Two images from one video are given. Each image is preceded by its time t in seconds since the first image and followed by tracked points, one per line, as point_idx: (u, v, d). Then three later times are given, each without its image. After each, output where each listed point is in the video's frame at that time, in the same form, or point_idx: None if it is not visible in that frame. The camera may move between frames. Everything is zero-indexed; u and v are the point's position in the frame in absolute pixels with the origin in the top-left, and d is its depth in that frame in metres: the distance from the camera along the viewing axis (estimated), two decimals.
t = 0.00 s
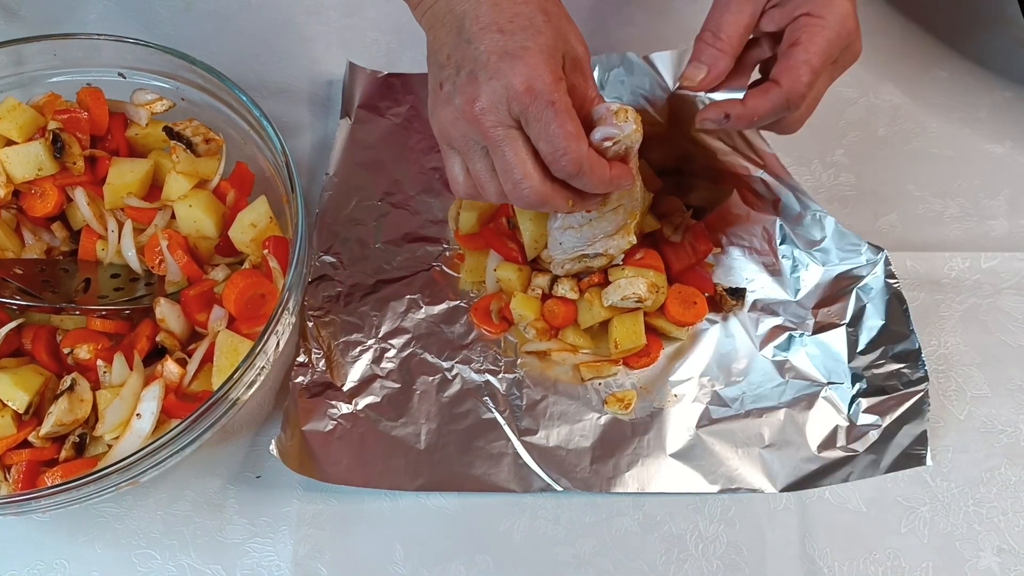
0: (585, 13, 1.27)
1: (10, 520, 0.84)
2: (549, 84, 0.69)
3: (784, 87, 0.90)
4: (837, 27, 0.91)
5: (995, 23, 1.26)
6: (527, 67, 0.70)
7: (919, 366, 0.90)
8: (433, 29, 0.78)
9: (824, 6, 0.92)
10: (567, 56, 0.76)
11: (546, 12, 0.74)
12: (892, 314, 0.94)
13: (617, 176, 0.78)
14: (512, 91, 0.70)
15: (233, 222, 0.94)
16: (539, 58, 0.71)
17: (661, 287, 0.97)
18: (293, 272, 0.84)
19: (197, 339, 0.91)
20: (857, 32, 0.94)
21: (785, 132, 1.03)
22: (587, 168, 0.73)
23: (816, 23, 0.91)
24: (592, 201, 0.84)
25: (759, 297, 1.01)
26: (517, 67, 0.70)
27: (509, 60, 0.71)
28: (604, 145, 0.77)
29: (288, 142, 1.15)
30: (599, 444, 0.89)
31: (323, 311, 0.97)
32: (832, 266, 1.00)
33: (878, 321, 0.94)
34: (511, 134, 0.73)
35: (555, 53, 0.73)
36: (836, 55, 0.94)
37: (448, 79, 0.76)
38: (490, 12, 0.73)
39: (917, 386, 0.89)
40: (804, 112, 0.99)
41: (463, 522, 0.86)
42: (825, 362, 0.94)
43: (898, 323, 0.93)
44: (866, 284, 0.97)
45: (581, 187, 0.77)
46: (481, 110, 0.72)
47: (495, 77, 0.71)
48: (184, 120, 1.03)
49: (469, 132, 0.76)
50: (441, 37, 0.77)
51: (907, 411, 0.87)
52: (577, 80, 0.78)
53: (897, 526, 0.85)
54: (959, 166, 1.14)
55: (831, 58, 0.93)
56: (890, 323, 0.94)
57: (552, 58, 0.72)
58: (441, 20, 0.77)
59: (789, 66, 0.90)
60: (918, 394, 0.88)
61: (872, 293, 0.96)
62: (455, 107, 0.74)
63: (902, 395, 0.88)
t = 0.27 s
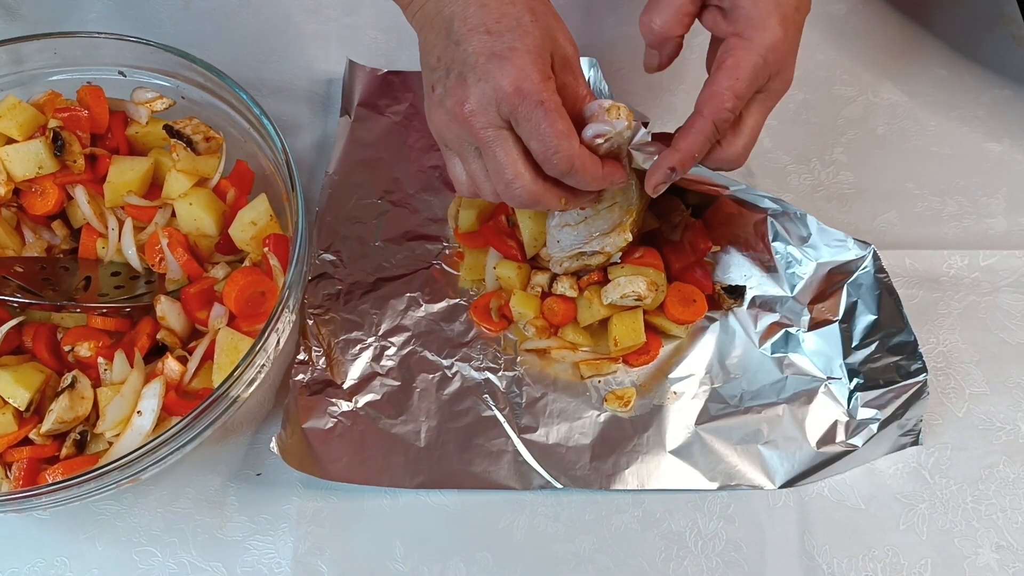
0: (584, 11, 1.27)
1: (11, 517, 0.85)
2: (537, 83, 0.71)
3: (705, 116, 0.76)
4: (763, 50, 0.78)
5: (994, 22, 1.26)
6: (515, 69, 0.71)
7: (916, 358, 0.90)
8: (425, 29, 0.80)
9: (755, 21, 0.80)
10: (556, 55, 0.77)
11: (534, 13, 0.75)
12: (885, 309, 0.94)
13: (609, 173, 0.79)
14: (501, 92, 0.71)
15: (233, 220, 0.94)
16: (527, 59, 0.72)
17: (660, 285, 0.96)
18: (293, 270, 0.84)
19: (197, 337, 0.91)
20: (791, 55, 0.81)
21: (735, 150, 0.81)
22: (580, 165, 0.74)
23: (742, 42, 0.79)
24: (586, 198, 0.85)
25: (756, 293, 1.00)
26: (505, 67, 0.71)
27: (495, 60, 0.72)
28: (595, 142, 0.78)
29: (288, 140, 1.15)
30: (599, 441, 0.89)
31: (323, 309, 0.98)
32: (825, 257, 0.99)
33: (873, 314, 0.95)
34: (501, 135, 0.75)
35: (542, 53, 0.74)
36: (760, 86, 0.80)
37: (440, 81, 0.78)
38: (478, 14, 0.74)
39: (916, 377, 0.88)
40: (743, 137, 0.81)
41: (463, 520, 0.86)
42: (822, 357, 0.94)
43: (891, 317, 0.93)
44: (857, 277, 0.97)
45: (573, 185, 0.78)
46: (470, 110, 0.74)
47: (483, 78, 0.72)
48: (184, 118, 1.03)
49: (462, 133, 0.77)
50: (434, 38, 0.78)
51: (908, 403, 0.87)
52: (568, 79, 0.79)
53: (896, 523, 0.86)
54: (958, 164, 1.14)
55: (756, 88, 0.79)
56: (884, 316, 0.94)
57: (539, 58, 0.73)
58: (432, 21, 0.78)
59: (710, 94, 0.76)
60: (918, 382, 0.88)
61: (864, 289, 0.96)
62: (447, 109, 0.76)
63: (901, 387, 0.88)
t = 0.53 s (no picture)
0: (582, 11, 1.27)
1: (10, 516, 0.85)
2: (526, 87, 0.70)
3: (741, 135, 0.78)
4: (775, 78, 0.81)
5: (992, 21, 1.26)
6: (504, 73, 0.71)
7: (913, 354, 0.91)
8: (416, 34, 0.80)
9: (759, 55, 0.82)
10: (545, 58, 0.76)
11: (522, 17, 0.74)
12: (881, 306, 0.95)
13: (605, 176, 0.78)
14: (491, 97, 0.71)
15: (232, 219, 0.94)
16: (516, 63, 0.71)
17: (659, 285, 0.97)
18: (291, 270, 0.84)
19: (196, 336, 0.91)
20: (795, 84, 0.85)
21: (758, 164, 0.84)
22: (575, 166, 0.74)
23: (752, 73, 0.81)
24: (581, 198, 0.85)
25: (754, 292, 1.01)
26: (494, 72, 0.71)
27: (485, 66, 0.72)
28: (590, 145, 0.77)
29: (286, 140, 1.15)
30: (596, 440, 0.89)
31: (322, 308, 0.98)
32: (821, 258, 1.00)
33: (869, 312, 0.95)
34: (493, 140, 0.75)
35: (532, 57, 0.73)
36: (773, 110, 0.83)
37: (430, 87, 0.77)
38: (467, 18, 0.74)
39: (914, 374, 0.89)
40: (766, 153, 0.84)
41: (461, 519, 0.86)
42: (820, 355, 0.94)
43: (888, 313, 0.95)
44: (851, 276, 0.98)
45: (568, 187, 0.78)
46: (461, 116, 0.74)
47: (473, 83, 0.72)
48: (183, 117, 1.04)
49: (454, 138, 0.77)
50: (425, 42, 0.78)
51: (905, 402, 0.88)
52: (559, 82, 0.78)
53: (893, 522, 0.86)
54: (956, 164, 1.14)
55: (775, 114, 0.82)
56: (880, 315, 0.95)
57: (529, 62, 0.72)
58: (422, 27, 0.78)
59: (741, 116, 0.78)
60: (915, 381, 0.88)
61: (861, 286, 0.97)
62: (437, 115, 0.76)
63: (899, 385, 0.89)
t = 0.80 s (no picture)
0: (581, 11, 1.27)
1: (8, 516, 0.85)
2: (521, 90, 0.70)
3: (695, 133, 0.76)
4: (759, 96, 0.79)
5: (990, 21, 1.26)
6: (499, 76, 0.71)
7: (910, 352, 0.90)
8: (410, 38, 0.80)
9: (745, 75, 0.81)
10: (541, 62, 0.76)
11: (516, 21, 0.74)
12: (876, 304, 0.95)
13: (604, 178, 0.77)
14: (485, 101, 0.71)
15: (230, 219, 0.94)
16: (510, 66, 0.71)
17: (657, 286, 0.97)
18: (291, 270, 0.84)
19: (195, 336, 0.91)
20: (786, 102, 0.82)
21: (723, 174, 0.80)
22: (572, 168, 0.73)
23: (737, 90, 0.79)
24: (581, 200, 0.86)
25: (752, 292, 1.00)
26: (488, 76, 0.71)
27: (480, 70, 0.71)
28: (586, 147, 0.77)
29: (285, 140, 1.15)
30: (595, 440, 0.89)
31: (320, 308, 0.98)
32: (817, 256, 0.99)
33: (866, 311, 0.95)
34: (489, 143, 0.75)
35: (526, 61, 0.73)
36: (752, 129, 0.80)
37: (426, 92, 0.78)
38: (461, 22, 0.74)
39: (911, 372, 0.88)
40: (734, 167, 0.80)
41: (459, 519, 0.86)
42: (817, 354, 0.94)
43: (883, 311, 0.94)
44: (847, 274, 0.97)
45: (566, 190, 0.78)
46: (457, 120, 0.74)
47: (468, 88, 0.72)
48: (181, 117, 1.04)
49: (450, 142, 0.77)
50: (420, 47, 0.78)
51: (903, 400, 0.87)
52: (555, 86, 0.79)
53: (892, 522, 0.86)
54: (954, 164, 1.14)
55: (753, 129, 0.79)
56: (877, 313, 0.94)
57: (523, 65, 0.72)
58: (416, 31, 0.78)
59: (706, 119, 0.76)
60: (913, 378, 0.88)
61: (855, 285, 0.97)
62: (433, 120, 0.76)
63: (897, 383, 0.88)
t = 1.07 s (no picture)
0: (579, 12, 1.27)
1: (7, 517, 0.85)
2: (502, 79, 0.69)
3: (675, 140, 0.77)
4: (743, 99, 0.79)
5: (989, 21, 1.26)
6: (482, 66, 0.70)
7: (906, 348, 0.91)
8: (398, 39, 0.81)
9: (732, 76, 0.81)
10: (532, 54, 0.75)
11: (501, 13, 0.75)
12: (871, 302, 0.95)
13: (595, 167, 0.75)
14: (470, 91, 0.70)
15: (229, 219, 0.94)
16: (494, 56, 0.71)
17: (657, 288, 0.96)
18: (291, 270, 0.84)
19: (194, 337, 0.91)
20: (774, 106, 0.83)
21: (714, 184, 0.80)
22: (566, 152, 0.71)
23: (722, 93, 0.80)
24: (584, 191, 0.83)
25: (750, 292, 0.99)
26: (474, 66, 0.70)
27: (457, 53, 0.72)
28: (595, 141, 0.75)
29: (284, 140, 1.15)
30: (594, 440, 0.89)
31: (319, 309, 0.98)
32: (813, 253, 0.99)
33: (862, 309, 0.95)
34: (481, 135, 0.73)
35: (513, 52, 0.73)
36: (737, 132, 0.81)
37: (417, 90, 0.78)
38: (446, 17, 0.74)
39: (909, 370, 0.89)
40: (725, 176, 0.80)
41: (459, 519, 0.86)
42: (816, 353, 0.94)
43: (878, 309, 0.94)
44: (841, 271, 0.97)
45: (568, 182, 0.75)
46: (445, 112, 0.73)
47: (453, 80, 0.71)
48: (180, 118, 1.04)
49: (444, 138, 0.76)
50: (409, 46, 0.78)
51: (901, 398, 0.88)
52: (547, 77, 0.77)
53: (891, 522, 0.86)
54: (953, 164, 1.14)
55: (735, 134, 0.80)
56: (872, 310, 0.94)
57: (507, 55, 0.72)
58: (404, 31, 0.79)
59: (684, 123, 0.77)
60: (910, 376, 0.89)
61: (849, 283, 0.97)
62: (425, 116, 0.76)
63: (894, 381, 0.89)
